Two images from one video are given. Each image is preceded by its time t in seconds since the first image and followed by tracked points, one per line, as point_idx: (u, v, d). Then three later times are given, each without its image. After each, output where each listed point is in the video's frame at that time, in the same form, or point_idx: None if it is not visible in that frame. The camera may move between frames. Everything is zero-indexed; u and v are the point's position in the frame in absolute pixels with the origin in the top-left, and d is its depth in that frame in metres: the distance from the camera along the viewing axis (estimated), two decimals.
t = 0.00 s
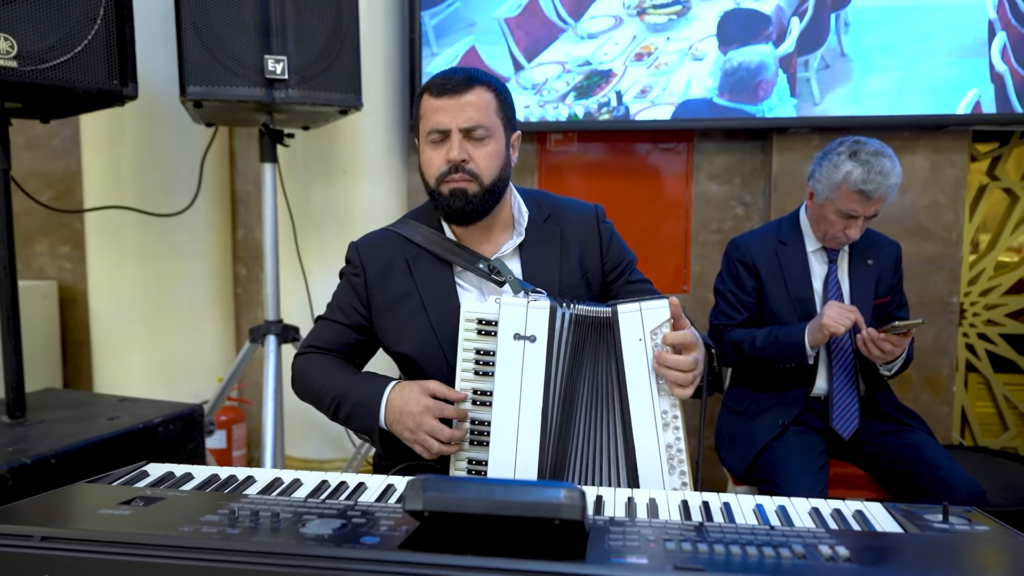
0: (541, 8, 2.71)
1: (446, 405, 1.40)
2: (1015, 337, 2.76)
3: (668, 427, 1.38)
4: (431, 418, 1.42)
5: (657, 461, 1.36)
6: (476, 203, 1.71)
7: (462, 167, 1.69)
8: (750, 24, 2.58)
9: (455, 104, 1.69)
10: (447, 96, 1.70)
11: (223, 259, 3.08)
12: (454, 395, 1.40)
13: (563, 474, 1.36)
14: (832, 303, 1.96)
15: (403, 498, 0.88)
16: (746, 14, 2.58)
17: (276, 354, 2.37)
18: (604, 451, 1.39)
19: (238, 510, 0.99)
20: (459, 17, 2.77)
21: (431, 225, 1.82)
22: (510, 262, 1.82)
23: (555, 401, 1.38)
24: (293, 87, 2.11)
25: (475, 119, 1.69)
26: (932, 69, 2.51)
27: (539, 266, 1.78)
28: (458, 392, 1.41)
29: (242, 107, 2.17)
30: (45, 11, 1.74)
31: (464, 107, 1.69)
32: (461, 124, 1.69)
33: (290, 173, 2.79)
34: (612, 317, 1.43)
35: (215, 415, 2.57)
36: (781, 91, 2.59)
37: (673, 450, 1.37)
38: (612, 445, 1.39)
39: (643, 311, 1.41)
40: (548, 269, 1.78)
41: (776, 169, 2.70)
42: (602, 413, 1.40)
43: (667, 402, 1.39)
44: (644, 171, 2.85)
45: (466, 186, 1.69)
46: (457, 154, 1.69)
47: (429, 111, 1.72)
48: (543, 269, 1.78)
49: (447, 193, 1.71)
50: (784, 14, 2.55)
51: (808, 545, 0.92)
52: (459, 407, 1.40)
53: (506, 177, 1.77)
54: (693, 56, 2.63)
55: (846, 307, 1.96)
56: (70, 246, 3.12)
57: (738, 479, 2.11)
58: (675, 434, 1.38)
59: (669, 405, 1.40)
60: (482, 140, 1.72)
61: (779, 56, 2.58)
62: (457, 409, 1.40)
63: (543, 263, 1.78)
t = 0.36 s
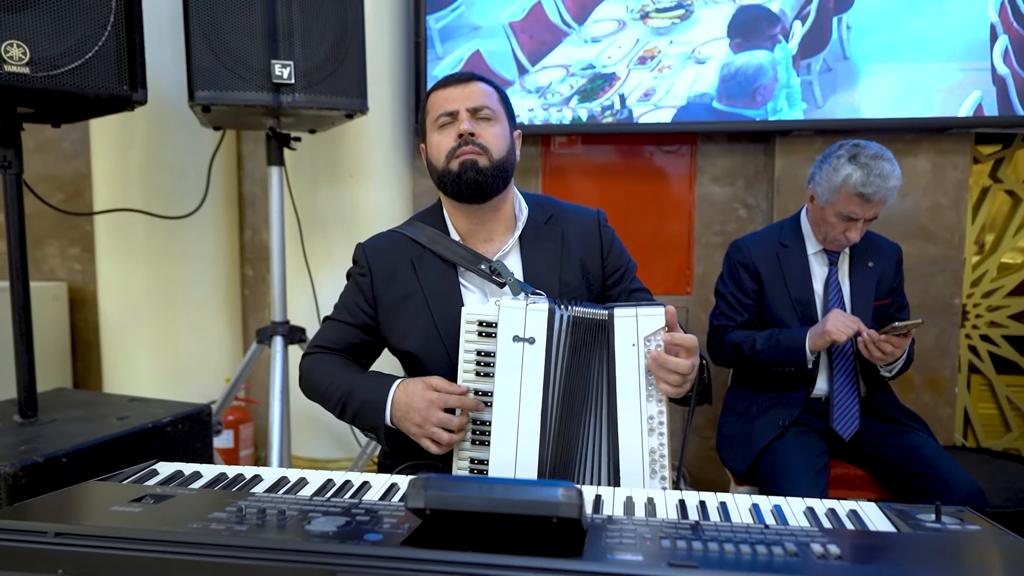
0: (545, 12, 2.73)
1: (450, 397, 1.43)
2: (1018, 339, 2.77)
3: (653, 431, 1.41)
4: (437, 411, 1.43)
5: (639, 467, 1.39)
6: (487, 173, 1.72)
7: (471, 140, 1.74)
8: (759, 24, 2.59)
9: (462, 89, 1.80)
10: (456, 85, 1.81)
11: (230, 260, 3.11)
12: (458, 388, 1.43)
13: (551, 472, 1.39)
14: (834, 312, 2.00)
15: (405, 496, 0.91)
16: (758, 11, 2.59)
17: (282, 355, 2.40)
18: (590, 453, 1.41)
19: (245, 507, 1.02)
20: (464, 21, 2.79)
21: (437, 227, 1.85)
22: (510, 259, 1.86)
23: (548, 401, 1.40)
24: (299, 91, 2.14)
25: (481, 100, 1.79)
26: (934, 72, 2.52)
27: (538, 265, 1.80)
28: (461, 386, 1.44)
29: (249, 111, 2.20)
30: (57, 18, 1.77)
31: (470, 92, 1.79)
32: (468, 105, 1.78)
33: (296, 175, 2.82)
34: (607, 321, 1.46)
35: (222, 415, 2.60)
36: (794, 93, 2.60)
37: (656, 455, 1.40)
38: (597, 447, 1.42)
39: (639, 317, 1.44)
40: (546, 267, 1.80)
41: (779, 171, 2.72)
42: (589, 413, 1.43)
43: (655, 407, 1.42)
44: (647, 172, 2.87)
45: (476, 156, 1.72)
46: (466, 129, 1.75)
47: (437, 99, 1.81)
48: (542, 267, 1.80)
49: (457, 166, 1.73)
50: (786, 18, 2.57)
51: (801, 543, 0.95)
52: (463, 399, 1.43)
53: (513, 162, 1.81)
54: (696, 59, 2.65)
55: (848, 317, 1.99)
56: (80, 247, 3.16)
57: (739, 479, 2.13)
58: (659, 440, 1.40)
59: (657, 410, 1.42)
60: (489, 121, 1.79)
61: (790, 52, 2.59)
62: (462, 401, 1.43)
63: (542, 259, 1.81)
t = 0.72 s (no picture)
0: (549, 15, 2.76)
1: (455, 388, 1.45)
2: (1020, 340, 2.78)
3: (647, 440, 1.44)
4: (444, 403, 1.45)
5: (625, 469, 1.43)
6: (493, 188, 1.76)
7: (480, 153, 1.77)
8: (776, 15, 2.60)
9: (475, 99, 1.81)
10: (469, 93, 1.81)
11: (238, 260, 3.15)
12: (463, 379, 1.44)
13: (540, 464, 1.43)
14: (828, 307, 2.00)
15: (405, 492, 0.94)
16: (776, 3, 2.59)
17: (289, 355, 2.43)
18: (579, 448, 1.45)
19: (251, 502, 1.05)
20: (469, 24, 2.82)
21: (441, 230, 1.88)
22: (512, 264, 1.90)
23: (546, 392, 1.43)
24: (306, 95, 2.18)
25: (493, 112, 1.80)
26: (935, 74, 2.54)
27: (536, 271, 1.83)
28: (466, 377, 1.46)
29: (257, 115, 2.24)
30: (68, 25, 1.81)
31: (484, 103, 1.80)
32: (481, 116, 1.79)
33: (302, 177, 2.86)
34: (632, 323, 1.44)
35: (230, 414, 2.64)
36: (810, 91, 2.61)
37: (643, 462, 1.44)
38: (589, 444, 1.44)
39: (663, 327, 1.43)
40: (544, 273, 1.83)
41: (781, 173, 2.74)
42: (591, 409, 1.44)
43: (655, 415, 1.44)
44: (650, 173, 2.90)
45: (484, 171, 1.75)
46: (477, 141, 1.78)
47: (450, 107, 1.82)
48: (541, 272, 1.83)
49: (464, 179, 1.77)
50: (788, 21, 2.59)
51: (789, 539, 0.97)
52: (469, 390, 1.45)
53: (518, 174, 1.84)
54: (698, 62, 2.67)
55: (841, 309, 2.00)
56: (91, 248, 3.21)
57: (740, 478, 2.15)
58: (651, 448, 1.44)
59: (656, 420, 1.44)
60: (499, 133, 1.82)
61: (808, 46, 2.59)
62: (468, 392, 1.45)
63: (540, 266, 1.84)
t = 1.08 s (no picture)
0: (553, 18, 2.79)
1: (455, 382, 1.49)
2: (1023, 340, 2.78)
3: (665, 435, 1.46)
4: (439, 394, 1.51)
5: (641, 463, 1.47)
6: (497, 193, 1.79)
7: (484, 158, 1.80)
8: (789, 8, 2.60)
9: (478, 103, 1.83)
10: (471, 97, 1.83)
11: (247, 260, 3.20)
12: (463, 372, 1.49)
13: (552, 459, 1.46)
14: (842, 301, 2.00)
15: (402, 483, 0.97)
16: None
17: (296, 353, 2.47)
18: (598, 443, 1.48)
19: (254, 493, 1.08)
20: (473, 27, 2.85)
21: (447, 229, 1.91)
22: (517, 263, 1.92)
23: (565, 387, 1.47)
24: (312, 97, 2.22)
25: (496, 116, 1.83)
26: (937, 74, 2.55)
27: (538, 271, 1.86)
28: (469, 370, 1.50)
29: (264, 117, 2.28)
30: (80, 30, 1.86)
31: (486, 108, 1.82)
32: (484, 121, 1.82)
33: (309, 176, 2.89)
34: (653, 323, 1.45)
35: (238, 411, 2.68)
36: (821, 88, 2.62)
37: (660, 457, 1.47)
38: (606, 439, 1.48)
39: (684, 325, 1.44)
40: (546, 273, 1.86)
41: (784, 174, 2.76)
42: (610, 408, 1.47)
43: (674, 411, 1.47)
44: (655, 173, 2.92)
45: (488, 176, 1.78)
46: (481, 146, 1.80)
47: (453, 112, 1.84)
48: (543, 272, 1.86)
49: (469, 184, 1.80)
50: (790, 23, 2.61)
51: (776, 530, 0.99)
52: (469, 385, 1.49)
53: (521, 175, 1.87)
54: (701, 63, 2.69)
55: (856, 303, 2.00)
56: (102, 248, 3.26)
57: (741, 476, 2.17)
58: (668, 443, 1.47)
59: (675, 415, 1.47)
60: (502, 137, 1.84)
61: (820, 43, 2.60)
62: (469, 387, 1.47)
63: (542, 266, 1.86)
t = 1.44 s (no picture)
0: (559, 19, 2.82)
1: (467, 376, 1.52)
2: None
3: (677, 432, 1.49)
4: (454, 385, 1.54)
5: (653, 459, 1.48)
6: (513, 192, 1.83)
7: (501, 158, 1.83)
8: (795, 6, 2.62)
9: (497, 105, 1.86)
10: (491, 98, 1.87)
11: (257, 259, 3.25)
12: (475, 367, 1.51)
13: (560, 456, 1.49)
14: (835, 296, 2.02)
15: (404, 471, 1.00)
16: None
17: (305, 349, 2.51)
18: (611, 438, 1.50)
19: (262, 482, 1.12)
20: (480, 28, 2.89)
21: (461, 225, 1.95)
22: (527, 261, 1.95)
23: (580, 382, 1.50)
24: (321, 99, 2.26)
25: (513, 118, 1.86)
26: (941, 74, 2.57)
27: (549, 268, 1.89)
28: (481, 363, 1.51)
29: (274, 118, 2.32)
30: (94, 33, 1.90)
31: (504, 109, 1.86)
32: (502, 122, 1.85)
33: (319, 175, 2.95)
34: (671, 324, 1.48)
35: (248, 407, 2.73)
36: (824, 87, 2.64)
37: (671, 454, 1.49)
38: (619, 434, 1.50)
39: (701, 328, 1.47)
40: (555, 271, 1.89)
41: (787, 173, 2.78)
42: (624, 404, 1.50)
43: (687, 410, 1.49)
44: (663, 173, 2.94)
45: (503, 176, 1.82)
46: (498, 146, 1.84)
47: (473, 112, 1.88)
48: (552, 269, 1.89)
49: (485, 183, 1.83)
50: (794, 23, 2.63)
51: (766, 519, 1.02)
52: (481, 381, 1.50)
53: (536, 176, 1.91)
54: (705, 64, 2.72)
55: (848, 297, 2.02)
56: (116, 247, 3.31)
57: (743, 472, 2.19)
58: (680, 441, 1.49)
59: (688, 414, 1.49)
60: (519, 138, 1.87)
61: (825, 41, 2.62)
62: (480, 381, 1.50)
63: (551, 263, 1.90)
